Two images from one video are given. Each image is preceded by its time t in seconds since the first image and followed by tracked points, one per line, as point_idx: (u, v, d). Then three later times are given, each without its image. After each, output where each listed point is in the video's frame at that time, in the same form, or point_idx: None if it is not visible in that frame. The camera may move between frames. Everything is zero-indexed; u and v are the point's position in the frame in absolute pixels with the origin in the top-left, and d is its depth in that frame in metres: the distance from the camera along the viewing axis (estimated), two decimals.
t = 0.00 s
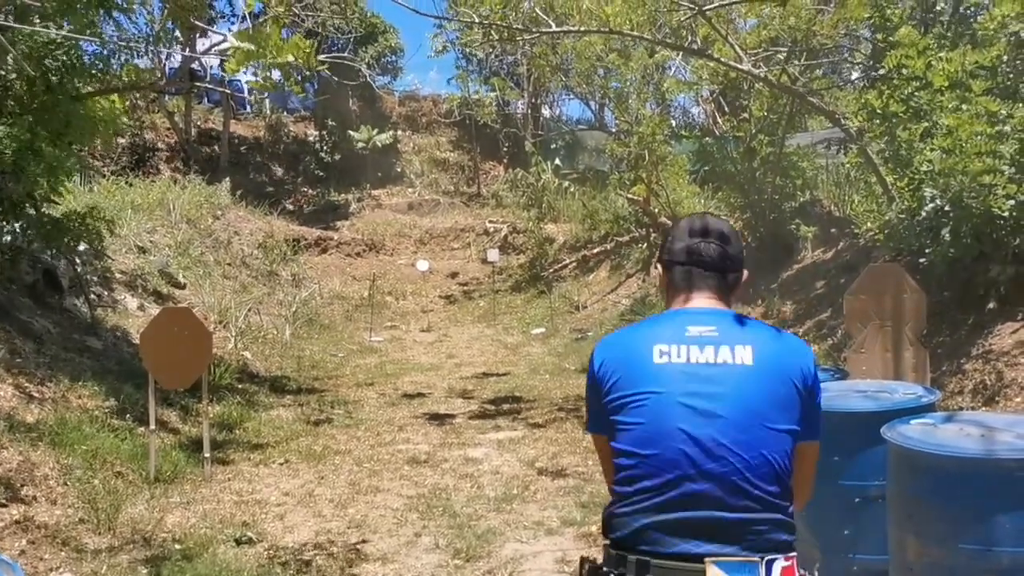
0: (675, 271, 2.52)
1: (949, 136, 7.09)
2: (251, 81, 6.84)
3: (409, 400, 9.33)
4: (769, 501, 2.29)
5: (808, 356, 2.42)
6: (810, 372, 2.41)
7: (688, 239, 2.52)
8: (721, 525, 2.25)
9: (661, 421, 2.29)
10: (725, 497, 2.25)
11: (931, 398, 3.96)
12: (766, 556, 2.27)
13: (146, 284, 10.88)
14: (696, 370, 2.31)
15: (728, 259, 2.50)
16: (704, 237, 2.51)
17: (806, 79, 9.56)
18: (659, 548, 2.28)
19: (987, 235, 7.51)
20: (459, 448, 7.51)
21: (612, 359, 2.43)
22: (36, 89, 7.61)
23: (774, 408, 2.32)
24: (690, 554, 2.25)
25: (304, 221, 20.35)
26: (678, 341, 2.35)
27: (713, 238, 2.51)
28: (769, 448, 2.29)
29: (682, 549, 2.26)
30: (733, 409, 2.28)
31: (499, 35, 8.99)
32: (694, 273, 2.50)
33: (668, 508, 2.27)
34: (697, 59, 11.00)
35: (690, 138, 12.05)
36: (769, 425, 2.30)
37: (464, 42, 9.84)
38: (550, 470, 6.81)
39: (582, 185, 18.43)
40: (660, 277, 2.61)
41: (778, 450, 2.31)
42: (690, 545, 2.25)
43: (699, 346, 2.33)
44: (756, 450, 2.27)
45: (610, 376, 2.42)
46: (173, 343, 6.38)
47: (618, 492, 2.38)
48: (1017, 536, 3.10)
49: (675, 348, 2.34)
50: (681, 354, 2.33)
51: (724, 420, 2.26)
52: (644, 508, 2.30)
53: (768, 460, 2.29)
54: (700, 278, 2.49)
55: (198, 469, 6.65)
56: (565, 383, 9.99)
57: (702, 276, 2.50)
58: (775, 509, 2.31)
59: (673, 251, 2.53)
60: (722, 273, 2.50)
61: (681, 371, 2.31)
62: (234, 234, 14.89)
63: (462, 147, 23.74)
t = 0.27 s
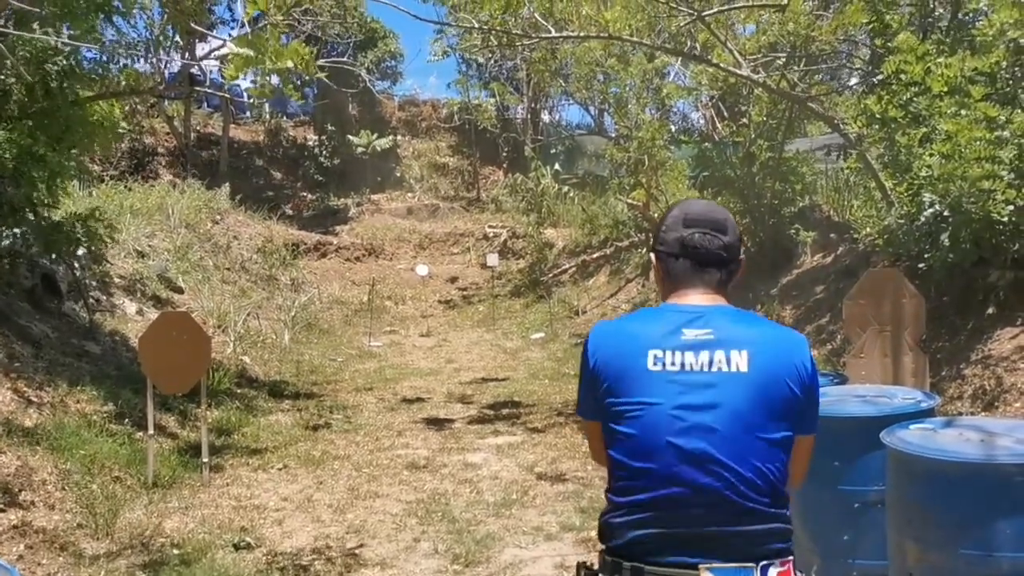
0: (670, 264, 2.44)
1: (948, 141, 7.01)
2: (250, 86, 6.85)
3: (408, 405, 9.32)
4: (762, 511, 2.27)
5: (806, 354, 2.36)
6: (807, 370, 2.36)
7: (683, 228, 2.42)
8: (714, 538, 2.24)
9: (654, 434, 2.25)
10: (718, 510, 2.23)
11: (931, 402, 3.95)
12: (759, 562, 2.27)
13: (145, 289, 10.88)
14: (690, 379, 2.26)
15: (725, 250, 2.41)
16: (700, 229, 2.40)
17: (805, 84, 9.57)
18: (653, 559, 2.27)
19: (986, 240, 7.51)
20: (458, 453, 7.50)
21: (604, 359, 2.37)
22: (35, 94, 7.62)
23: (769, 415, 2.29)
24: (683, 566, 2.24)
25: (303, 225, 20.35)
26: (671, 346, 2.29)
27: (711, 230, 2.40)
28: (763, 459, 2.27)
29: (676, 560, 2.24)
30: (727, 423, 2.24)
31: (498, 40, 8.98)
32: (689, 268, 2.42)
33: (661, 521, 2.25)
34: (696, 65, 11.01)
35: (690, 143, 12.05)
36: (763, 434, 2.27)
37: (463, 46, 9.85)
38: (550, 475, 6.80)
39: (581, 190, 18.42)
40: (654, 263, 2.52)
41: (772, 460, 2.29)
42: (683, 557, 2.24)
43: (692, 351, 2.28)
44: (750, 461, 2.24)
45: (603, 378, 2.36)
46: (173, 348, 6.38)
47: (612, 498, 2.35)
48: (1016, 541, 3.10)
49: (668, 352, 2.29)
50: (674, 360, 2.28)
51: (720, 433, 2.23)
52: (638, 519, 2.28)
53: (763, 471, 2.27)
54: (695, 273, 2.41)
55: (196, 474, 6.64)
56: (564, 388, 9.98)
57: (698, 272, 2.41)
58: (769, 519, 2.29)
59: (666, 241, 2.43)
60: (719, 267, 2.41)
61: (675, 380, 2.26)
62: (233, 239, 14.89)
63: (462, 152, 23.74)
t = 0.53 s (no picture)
0: (676, 266, 2.42)
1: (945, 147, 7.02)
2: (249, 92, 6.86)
3: (406, 411, 9.31)
4: (762, 521, 2.28)
5: (807, 361, 2.36)
6: (808, 377, 2.37)
7: (690, 228, 2.39)
8: (715, 548, 2.24)
9: (655, 442, 2.25)
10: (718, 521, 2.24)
11: (929, 409, 3.95)
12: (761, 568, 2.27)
13: (142, 294, 10.87)
14: (693, 387, 2.25)
15: (733, 252, 2.38)
16: (707, 229, 2.37)
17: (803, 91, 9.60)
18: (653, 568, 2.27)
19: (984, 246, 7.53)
20: (456, 459, 7.49)
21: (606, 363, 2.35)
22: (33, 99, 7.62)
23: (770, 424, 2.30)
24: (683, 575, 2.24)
25: (301, 231, 20.35)
26: (674, 352, 2.28)
27: (718, 231, 2.37)
28: (764, 470, 2.27)
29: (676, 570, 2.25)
30: (728, 433, 2.24)
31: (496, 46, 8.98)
32: (696, 270, 2.40)
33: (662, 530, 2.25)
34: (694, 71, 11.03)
35: (688, 150, 12.06)
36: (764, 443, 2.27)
37: (462, 52, 9.85)
38: (548, 481, 6.79)
39: (580, 197, 18.42)
40: (659, 260, 2.50)
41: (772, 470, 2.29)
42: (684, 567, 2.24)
43: (696, 359, 2.27)
44: (751, 470, 2.25)
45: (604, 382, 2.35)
46: (171, 354, 6.38)
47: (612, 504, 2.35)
48: (1015, 548, 3.09)
49: (671, 359, 2.27)
50: (677, 368, 2.27)
51: (721, 443, 2.23)
52: (638, 527, 2.28)
53: (763, 481, 2.27)
54: (701, 276, 2.39)
55: (193, 480, 6.63)
56: (562, 394, 9.97)
57: (704, 273, 2.40)
58: (770, 529, 2.30)
59: (673, 241, 2.41)
60: (725, 270, 2.40)
61: (677, 388, 2.26)
62: (231, 244, 14.89)
63: (460, 157, 23.74)
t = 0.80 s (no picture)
0: (675, 270, 2.41)
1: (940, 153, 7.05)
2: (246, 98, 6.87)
3: (402, 416, 9.29)
4: (762, 529, 2.29)
5: (806, 366, 2.37)
6: (806, 383, 2.37)
7: (691, 232, 2.38)
8: (717, 557, 2.24)
9: (655, 450, 2.24)
10: (719, 531, 2.24)
11: (925, 415, 3.95)
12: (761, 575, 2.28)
13: (137, 299, 10.85)
14: (694, 394, 2.25)
15: (733, 257, 2.38)
16: (708, 234, 2.37)
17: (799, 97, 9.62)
18: None
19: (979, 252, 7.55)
20: (451, 464, 7.48)
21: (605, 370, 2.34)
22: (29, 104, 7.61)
23: (770, 429, 2.30)
24: None
25: (297, 236, 20.34)
26: (673, 359, 2.27)
27: (719, 236, 2.37)
28: (764, 476, 2.28)
29: None
30: (728, 440, 2.24)
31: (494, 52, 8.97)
32: (696, 275, 2.39)
33: (662, 539, 2.25)
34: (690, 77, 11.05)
35: (684, 155, 12.07)
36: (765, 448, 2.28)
37: (458, 57, 9.84)
38: (544, 486, 6.79)
39: (576, 202, 18.42)
40: (657, 264, 2.49)
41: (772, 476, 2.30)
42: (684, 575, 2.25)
43: (695, 365, 2.27)
44: (751, 478, 2.25)
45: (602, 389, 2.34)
46: (166, 359, 6.36)
47: (610, 513, 2.34)
48: (1010, 554, 3.09)
49: (671, 366, 2.27)
50: (676, 375, 2.26)
51: (721, 452, 2.23)
52: (637, 537, 2.28)
53: (763, 487, 2.28)
54: (701, 281, 2.40)
55: (188, 485, 6.61)
56: (558, 399, 9.96)
57: (704, 279, 2.39)
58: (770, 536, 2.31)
59: (673, 245, 2.40)
60: (725, 275, 2.40)
61: (678, 395, 2.25)
62: (227, 249, 14.87)
63: (457, 163, 23.75)
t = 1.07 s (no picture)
0: (680, 276, 2.47)
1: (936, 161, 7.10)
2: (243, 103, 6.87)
3: (398, 423, 9.27)
4: (767, 530, 2.34)
5: (812, 369, 2.41)
6: (812, 384, 2.41)
7: (695, 240, 2.44)
8: (722, 560, 2.30)
9: (662, 455, 2.29)
10: (725, 535, 2.29)
11: (921, 422, 3.96)
12: None
13: (133, 305, 10.83)
14: (701, 399, 2.29)
15: (737, 263, 2.44)
16: (712, 241, 2.43)
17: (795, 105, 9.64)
18: None
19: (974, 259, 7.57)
20: (448, 471, 7.47)
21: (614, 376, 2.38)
22: (25, 110, 7.60)
23: (777, 433, 2.34)
24: None
25: (294, 242, 20.32)
26: (681, 365, 2.32)
27: (723, 243, 2.43)
28: (770, 479, 2.31)
29: None
30: (735, 445, 2.28)
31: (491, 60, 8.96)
32: (702, 280, 2.45)
33: (669, 543, 2.31)
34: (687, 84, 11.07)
35: (680, 162, 12.09)
36: (772, 451, 2.32)
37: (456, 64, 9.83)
38: (540, 494, 6.78)
39: (573, 209, 18.42)
40: (663, 274, 2.55)
41: (778, 479, 2.34)
42: None
43: (703, 371, 2.31)
44: (758, 482, 2.29)
45: (610, 394, 2.39)
46: (161, 365, 6.34)
47: (618, 516, 2.40)
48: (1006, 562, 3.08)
49: (678, 372, 2.31)
50: (684, 381, 2.30)
51: (727, 456, 2.26)
52: (644, 541, 2.33)
53: (769, 491, 2.32)
54: (706, 286, 2.45)
55: (183, 492, 6.59)
56: (555, 406, 9.95)
57: (709, 285, 2.45)
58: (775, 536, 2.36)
59: (678, 254, 2.46)
60: (730, 280, 2.45)
61: (685, 401, 2.29)
62: (224, 255, 14.86)
63: (454, 169, 23.76)
